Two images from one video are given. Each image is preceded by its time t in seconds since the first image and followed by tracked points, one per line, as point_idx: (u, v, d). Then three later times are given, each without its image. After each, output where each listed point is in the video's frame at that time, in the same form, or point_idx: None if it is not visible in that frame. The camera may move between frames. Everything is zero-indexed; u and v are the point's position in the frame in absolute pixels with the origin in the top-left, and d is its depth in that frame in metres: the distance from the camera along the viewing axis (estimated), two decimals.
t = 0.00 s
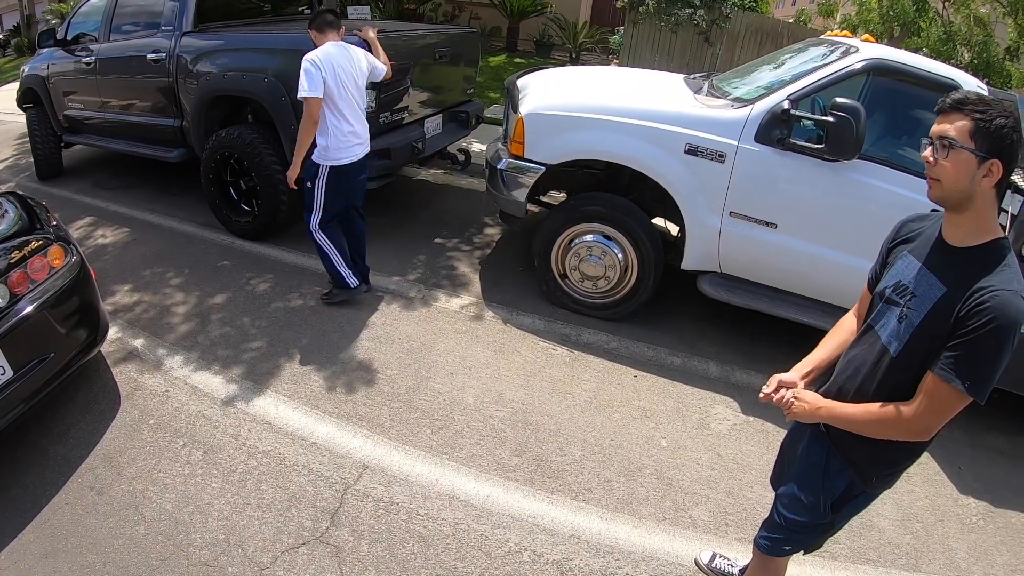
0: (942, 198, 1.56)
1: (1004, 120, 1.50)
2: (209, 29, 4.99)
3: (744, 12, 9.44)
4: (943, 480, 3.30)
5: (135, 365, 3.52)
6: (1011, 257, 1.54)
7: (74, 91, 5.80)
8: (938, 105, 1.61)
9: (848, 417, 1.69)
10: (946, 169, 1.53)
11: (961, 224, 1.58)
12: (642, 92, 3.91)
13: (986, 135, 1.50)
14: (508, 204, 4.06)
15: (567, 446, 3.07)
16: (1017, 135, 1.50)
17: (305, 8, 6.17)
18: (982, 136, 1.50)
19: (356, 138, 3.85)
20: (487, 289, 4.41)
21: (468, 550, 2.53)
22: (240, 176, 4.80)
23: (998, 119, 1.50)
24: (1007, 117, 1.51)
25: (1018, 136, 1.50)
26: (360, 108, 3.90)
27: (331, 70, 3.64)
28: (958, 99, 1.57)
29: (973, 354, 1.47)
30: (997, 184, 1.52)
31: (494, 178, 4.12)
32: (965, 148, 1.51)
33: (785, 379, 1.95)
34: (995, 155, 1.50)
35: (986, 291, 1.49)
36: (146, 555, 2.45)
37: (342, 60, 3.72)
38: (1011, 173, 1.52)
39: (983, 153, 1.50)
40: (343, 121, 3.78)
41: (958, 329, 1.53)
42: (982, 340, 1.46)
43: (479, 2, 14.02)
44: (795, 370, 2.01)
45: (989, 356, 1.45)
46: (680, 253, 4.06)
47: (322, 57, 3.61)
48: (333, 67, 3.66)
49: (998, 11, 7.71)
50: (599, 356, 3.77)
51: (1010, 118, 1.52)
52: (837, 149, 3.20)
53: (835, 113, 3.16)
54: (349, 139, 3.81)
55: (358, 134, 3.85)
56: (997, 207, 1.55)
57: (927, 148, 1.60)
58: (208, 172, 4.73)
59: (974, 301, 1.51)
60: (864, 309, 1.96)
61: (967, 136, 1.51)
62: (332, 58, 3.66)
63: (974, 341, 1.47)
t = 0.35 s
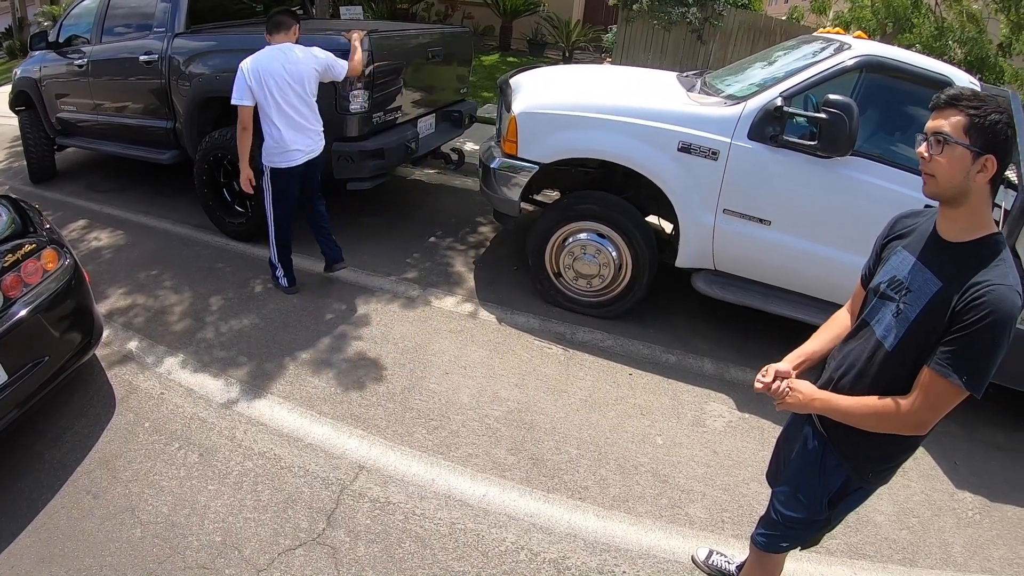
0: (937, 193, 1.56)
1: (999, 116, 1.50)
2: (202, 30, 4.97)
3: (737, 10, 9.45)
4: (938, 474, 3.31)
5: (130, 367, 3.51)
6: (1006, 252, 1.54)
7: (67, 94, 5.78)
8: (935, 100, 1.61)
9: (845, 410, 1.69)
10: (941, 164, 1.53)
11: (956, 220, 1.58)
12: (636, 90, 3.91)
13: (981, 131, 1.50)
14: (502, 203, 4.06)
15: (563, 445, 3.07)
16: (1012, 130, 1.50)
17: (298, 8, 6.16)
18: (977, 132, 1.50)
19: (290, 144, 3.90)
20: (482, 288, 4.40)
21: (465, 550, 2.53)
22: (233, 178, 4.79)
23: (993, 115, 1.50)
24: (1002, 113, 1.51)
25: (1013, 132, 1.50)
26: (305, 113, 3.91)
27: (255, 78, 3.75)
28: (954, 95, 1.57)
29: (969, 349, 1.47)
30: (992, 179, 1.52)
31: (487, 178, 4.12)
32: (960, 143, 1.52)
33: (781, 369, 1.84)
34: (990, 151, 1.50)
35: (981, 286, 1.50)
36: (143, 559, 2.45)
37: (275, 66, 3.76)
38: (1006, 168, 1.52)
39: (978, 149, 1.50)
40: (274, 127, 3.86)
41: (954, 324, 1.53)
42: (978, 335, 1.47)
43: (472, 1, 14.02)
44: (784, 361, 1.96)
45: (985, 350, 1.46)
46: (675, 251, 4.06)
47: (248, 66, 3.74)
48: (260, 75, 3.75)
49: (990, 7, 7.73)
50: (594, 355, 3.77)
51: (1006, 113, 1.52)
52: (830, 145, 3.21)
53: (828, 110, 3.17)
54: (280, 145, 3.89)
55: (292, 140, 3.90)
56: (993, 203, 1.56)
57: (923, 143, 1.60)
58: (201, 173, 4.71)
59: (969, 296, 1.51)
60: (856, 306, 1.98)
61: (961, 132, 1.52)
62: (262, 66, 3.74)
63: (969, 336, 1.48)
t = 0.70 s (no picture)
0: (934, 190, 1.57)
1: (995, 113, 1.50)
2: (197, 31, 4.97)
3: (733, 9, 9.46)
4: (937, 471, 3.32)
5: (128, 369, 3.51)
6: (1004, 248, 1.55)
7: (63, 96, 5.77)
8: (932, 97, 1.61)
9: (844, 409, 1.68)
10: (938, 161, 1.54)
11: (954, 217, 1.58)
12: (632, 90, 3.91)
13: (978, 128, 1.50)
14: (499, 203, 4.07)
15: (561, 444, 3.07)
16: (1009, 128, 1.50)
17: (293, 9, 6.15)
18: (973, 129, 1.51)
19: (273, 138, 3.90)
20: (479, 288, 4.40)
21: (464, 549, 2.53)
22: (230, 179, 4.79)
23: (990, 112, 1.50)
24: (999, 109, 1.52)
25: (1010, 129, 1.51)
26: (283, 106, 3.90)
27: (229, 77, 3.74)
28: (949, 92, 1.57)
29: (968, 344, 1.48)
30: (989, 176, 1.53)
31: (484, 178, 4.12)
32: (956, 140, 1.52)
33: (779, 370, 1.85)
34: (987, 148, 1.50)
35: (979, 282, 1.50)
36: (142, 560, 2.45)
37: (248, 62, 3.75)
38: (1004, 165, 1.52)
39: (975, 146, 1.50)
40: (255, 123, 3.86)
41: (952, 320, 1.54)
42: (977, 331, 1.47)
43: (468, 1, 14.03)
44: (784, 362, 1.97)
45: (983, 346, 1.47)
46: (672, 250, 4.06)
47: (221, 66, 3.73)
48: (234, 73, 3.74)
49: (986, 5, 7.73)
50: (592, 354, 3.78)
51: (1003, 110, 1.52)
52: (827, 143, 3.22)
53: (824, 108, 3.17)
54: (263, 140, 3.89)
55: (273, 133, 3.89)
56: (989, 199, 1.56)
57: (920, 141, 1.60)
58: (198, 175, 4.70)
59: (967, 292, 1.52)
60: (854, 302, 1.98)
61: (958, 129, 1.52)
62: (235, 64, 3.73)
63: (968, 332, 1.48)
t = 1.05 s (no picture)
0: (929, 188, 1.57)
1: (988, 110, 1.51)
2: (195, 32, 4.97)
3: (730, 8, 9.46)
4: (936, 468, 3.33)
5: (127, 370, 3.51)
6: (1000, 244, 1.55)
7: (61, 97, 5.77)
8: (925, 95, 1.62)
9: (841, 406, 1.69)
10: (932, 159, 1.55)
11: (950, 214, 1.59)
12: (629, 88, 3.92)
13: (972, 126, 1.51)
14: (497, 202, 4.07)
15: (559, 443, 3.08)
16: (1004, 124, 1.51)
17: (291, 9, 6.16)
18: (967, 127, 1.52)
19: (276, 134, 3.89)
20: (478, 287, 4.40)
21: (463, 548, 2.53)
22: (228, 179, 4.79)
23: (983, 109, 1.51)
24: (993, 106, 1.52)
25: (1005, 126, 1.51)
26: (281, 103, 3.91)
27: (230, 78, 3.71)
28: (944, 90, 1.58)
29: (964, 340, 1.48)
30: (984, 173, 1.53)
31: (482, 177, 4.12)
32: (949, 138, 1.53)
33: (777, 369, 1.88)
34: (981, 145, 1.50)
35: (975, 277, 1.51)
36: (142, 560, 2.45)
37: (247, 62, 3.73)
38: (999, 162, 1.52)
39: (969, 143, 1.51)
40: (258, 121, 3.85)
41: (948, 316, 1.54)
42: (972, 326, 1.47)
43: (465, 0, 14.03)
44: (782, 361, 1.97)
45: (979, 341, 1.47)
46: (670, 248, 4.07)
47: (221, 66, 3.69)
48: (234, 74, 3.70)
49: (983, 2, 7.72)
50: (591, 352, 3.78)
51: (997, 107, 1.52)
52: (824, 142, 3.22)
53: (821, 105, 3.17)
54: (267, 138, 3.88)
55: (275, 130, 3.88)
56: (986, 195, 1.56)
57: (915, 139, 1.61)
58: (196, 175, 4.70)
59: (963, 288, 1.52)
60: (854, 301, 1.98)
61: (952, 127, 1.53)
62: (234, 64, 3.70)
63: (964, 327, 1.48)
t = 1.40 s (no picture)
0: (945, 191, 1.55)
1: (997, 117, 1.54)
2: (193, 35, 4.98)
3: (728, 9, 9.48)
4: (936, 467, 3.33)
5: (127, 373, 3.51)
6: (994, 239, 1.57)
7: (60, 101, 5.77)
8: (936, 94, 1.58)
9: (845, 407, 1.71)
10: (956, 165, 1.51)
11: (951, 215, 1.58)
12: (626, 90, 3.92)
13: (986, 130, 1.52)
14: (496, 205, 4.08)
15: (559, 444, 3.08)
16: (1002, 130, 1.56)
17: (289, 12, 6.17)
18: (983, 132, 1.52)
19: (278, 137, 3.89)
20: (477, 289, 4.41)
21: (464, 550, 2.53)
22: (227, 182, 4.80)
23: (994, 114, 1.53)
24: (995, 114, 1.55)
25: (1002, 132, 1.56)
26: (286, 107, 3.92)
27: (241, 79, 3.73)
28: (956, 92, 1.55)
29: (968, 335, 1.49)
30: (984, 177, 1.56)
31: (481, 179, 4.12)
32: (971, 143, 1.51)
33: (778, 373, 1.87)
34: (991, 150, 1.53)
35: (973, 273, 1.52)
36: (143, 564, 2.45)
37: (255, 65, 3.76)
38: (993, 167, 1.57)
39: (983, 148, 1.52)
40: (262, 121, 3.85)
41: (949, 312, 1.55)
42: (975, 321, 1.48)
43: (463, 3, 14.04)
44: (782, 366, 1.97)
45: (982, 335, 1.48)
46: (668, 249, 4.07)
47: (228, 66, 3.71)
48: (241, 73, 3.72)
49: (980, 2, 7.73)
50: (591, 354, 3.78)
51: (998, 113, 1.56)
52: (822, 142, 3.23)
53: (818, 106, 3.18)
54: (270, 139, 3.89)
55: (279, 132, 3.89)
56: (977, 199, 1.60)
57: (926, 140, 1.56)
58: (195, 179, 4.71)
59: (962, 283, 1.53)
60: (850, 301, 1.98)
61: (973, 132, 1.51)
62: (242, 65, 3.73)
63: (968, 322, 1.49)
